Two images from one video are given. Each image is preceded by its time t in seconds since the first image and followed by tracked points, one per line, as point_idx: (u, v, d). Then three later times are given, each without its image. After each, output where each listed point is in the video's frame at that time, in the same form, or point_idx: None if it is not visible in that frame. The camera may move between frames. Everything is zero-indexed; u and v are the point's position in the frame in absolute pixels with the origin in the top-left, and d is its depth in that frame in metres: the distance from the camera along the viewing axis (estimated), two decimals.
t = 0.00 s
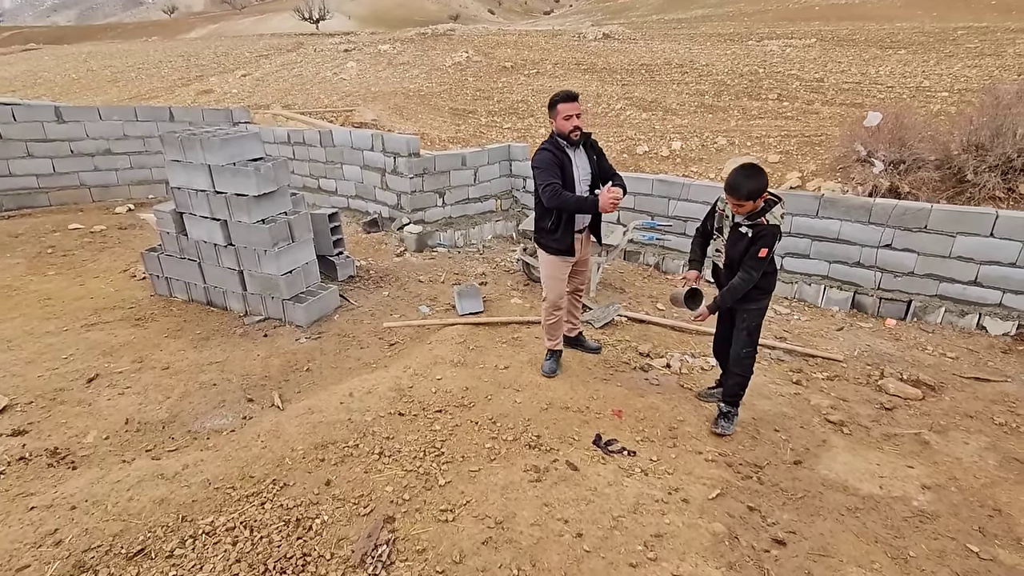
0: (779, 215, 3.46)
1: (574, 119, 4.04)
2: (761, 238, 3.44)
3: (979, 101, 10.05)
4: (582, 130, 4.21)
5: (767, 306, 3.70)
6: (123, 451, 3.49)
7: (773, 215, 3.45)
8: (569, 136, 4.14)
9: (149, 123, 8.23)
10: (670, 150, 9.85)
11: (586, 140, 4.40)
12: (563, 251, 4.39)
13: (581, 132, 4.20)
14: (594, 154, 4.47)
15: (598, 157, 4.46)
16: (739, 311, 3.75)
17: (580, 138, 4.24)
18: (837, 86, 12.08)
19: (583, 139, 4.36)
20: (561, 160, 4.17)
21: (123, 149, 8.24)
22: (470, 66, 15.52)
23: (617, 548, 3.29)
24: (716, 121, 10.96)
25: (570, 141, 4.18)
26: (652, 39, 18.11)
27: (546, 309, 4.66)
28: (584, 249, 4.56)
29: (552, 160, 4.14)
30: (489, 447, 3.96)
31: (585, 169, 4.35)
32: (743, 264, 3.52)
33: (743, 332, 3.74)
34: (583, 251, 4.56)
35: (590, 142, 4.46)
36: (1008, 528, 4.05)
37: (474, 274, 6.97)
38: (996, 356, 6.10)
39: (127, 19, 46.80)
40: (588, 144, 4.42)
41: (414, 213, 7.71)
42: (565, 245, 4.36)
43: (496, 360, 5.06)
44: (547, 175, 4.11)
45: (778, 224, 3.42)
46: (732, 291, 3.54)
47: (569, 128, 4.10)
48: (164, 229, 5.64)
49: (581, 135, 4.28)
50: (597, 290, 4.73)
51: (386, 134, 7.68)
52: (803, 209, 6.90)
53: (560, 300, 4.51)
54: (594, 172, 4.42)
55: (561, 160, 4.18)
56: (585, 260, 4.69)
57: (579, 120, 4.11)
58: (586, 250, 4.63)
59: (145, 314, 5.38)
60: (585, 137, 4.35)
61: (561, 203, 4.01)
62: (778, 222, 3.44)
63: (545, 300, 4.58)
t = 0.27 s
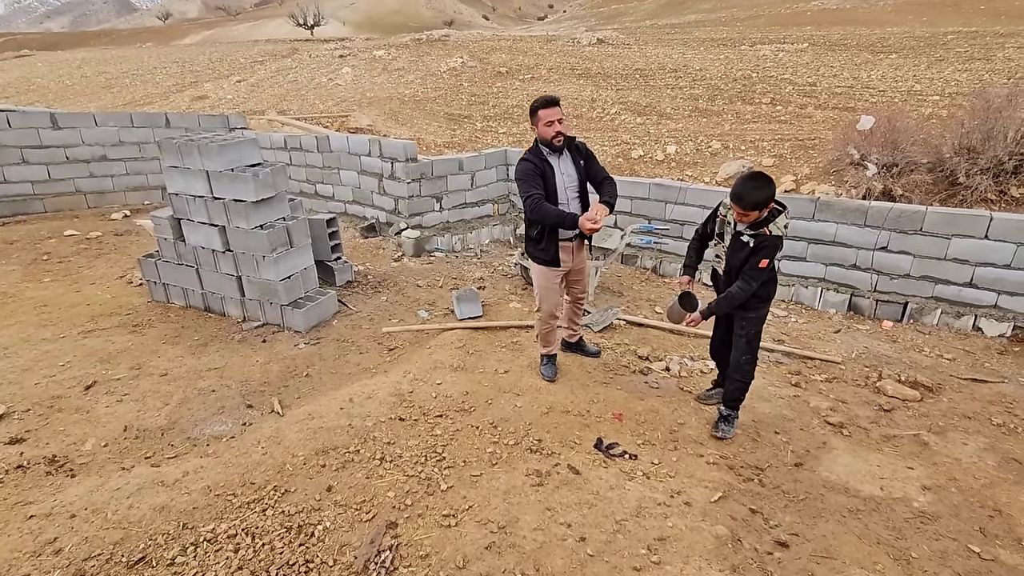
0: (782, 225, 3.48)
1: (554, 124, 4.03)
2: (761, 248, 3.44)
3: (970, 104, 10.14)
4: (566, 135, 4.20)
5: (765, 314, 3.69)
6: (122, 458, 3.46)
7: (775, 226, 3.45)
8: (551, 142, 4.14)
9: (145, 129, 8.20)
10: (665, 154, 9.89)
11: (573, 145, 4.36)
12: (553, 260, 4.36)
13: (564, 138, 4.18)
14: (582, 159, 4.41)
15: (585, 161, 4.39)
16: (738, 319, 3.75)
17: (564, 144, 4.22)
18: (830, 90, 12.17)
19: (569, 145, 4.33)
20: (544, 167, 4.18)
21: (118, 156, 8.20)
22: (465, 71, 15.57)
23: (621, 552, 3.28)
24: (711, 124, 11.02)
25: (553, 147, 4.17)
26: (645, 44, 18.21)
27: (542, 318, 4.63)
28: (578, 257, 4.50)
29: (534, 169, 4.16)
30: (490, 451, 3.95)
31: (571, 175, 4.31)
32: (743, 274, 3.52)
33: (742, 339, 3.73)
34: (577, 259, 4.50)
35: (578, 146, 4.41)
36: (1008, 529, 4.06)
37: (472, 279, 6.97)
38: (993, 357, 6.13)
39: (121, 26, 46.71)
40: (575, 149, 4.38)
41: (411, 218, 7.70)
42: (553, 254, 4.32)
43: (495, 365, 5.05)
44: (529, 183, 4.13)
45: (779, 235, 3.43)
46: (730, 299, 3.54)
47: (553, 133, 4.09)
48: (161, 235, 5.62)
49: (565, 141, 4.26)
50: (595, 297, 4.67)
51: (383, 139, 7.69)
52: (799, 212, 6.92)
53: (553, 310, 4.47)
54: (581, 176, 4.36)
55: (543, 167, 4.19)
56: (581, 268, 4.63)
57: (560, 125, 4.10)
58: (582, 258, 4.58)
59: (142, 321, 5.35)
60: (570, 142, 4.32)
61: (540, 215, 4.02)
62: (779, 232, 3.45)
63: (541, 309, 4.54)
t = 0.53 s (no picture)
0: (782, 226, 3.52)
1: (550, 125, 4.05)
2: (767, 250, 3.48)
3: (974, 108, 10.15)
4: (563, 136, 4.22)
5: (762, 320, 3.74)
6: (129, 458, 3.51)
7: (777, 228, 3.50)
8: (545, 143, 4.18)
9: (152, 134, 8.30)
10: (668, 158, 9.94)
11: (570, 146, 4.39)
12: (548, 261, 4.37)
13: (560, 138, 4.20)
14: (578, 160, 4.42)
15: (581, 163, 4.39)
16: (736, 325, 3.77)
17: (561, 145, 4.24)
18: (832, 94, 12.20)
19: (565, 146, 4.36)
20: (535, 167, 4.24)
21: (125, 161, 8.29)
22: (468, 77, 15.66)
23: (621, 552, 3.31)
24: (713, 129, 11.07)
25: (548, 147, 4.21)
26: (648, 49, 18.29)
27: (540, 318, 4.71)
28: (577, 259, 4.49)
29: (525, 168, 4.23)
30: (492, 452, 3.99)
31: (564, 176, 4.34)
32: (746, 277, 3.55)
33: (742, 344, 3.76)
34: (575, 261, 4.49)
35: (575, 147, 4.42)
36: (1008, 531, 4.07)
37: (475, 282, 7.02)
38: (995, 360, 6.14)
39: (127, 32, 47.06)
40: (572, 150, 4.39)
41: (414, 222, 7.77)
42: (547, 256, 4.34)
43: (497, 367, 5.09)
44: (519, 182, 4.21)
45: (782, 236, 3.48)
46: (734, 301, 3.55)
47: (552, 133, 4.11)
48: (168, 238, 5.69)
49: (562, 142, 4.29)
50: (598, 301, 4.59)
51: (387, 144, 7.76)
52: (801, 216, 6.94)
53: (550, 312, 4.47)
54: (576, 178, 4.37)
55: (535, 167, 4.25)
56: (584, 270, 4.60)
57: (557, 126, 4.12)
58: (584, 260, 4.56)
59: (148, 323, 5.42)
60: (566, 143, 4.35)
61: (524, 215, 4.11)
62: (781, 234, 3.50)
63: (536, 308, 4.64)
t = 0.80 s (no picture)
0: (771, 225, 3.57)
1: (551, 128, 4.11)
2: (762, 249, 3.53)
3: (985, 111, 10.12)
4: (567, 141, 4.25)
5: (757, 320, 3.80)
6: (141, 454, 3.61)
7: (767, 227, 3.56)
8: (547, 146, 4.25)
9: (165, 139, 8.48)
10: (675, 162, 9.99)
11: (576, 150, 4.42)
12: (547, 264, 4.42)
13: (562, 142, 4.24)
14: (583, 165, 4.43)
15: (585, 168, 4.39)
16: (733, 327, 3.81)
17: (563, 149, 4.29)
18: (842, 97, 12.20)
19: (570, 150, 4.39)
20: (535, 169, 4.33)
21: (139, 165, 8.47)
22: (477, 81, 15.79)
23: (619, 549, 3.36)
24: (721, 133, 11.10)
25: (550, 150, 4.27)
26: (657, 53, 18.33)
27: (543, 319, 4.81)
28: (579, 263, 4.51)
29: (525, 168, 4.33)
30: (494, 451, 4.06)
31: (565, 180, 4.37)
32: (744, 278, 3.60)
33: (741, 346, 3.80)
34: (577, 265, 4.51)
35: (582, 152, 4.43)
36: (1009, 533, 4.09)
37: (481, 284, 7.10)
38: (1000, 364, 6.13)
39: (141, 38, 47.76)
40: (577, 155, 4.41)
41: (421, 225, 7.87)
42: (541, 259, 4.36)
43: (501, 368, 5.17)
44: (517, 182, 4.32)
45: (773, 234, 3.53)
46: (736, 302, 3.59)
47: (555, 137, 4.16)
48: (180, 241, 5.82)
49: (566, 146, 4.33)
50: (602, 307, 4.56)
51: (394, 148, 7.87)
52: (806, 220, 6.97)
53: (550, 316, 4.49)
54: (578, 183, 4.39)
55: (536, 168, 4.34)
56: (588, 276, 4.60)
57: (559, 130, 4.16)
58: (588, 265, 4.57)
59: (161, 324, 5.55)
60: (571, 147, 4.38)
61: (513, 213, 4.21)
62: (772, 232, 3.56)
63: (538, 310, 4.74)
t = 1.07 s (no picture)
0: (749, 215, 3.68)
1: (562, 130, 4.14)
2: (748, 238, 3.63)
3: (1005, 113, 10.02)
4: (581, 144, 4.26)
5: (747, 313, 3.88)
6: (158, 445, 3.75)
7: (747, 216, 3.66)
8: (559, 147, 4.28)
9: (184, 141, 8.70)
10: (687, 164, 10.02)
11: (592, 154, 4.40)
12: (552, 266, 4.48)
13: (575, 145, 4.25)
14: (599, 170, 4.39)
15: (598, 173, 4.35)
16: (728, 323, 3.86)
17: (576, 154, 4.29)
18: (859, 99, 12.13)
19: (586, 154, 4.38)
20: (547, 169, 4.39)
21: (159, 166, 8.69)
22: (490, 84, 15.92)
23: (619, 543, 3.42)
24: (734, 135, 11.11)
25: (562, 152, 4.31)
26: (672, 55, 18.33)
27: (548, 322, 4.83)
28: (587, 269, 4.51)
29: (538, 167, 4.43)
30: (499, 447, 4.15)
31: (576, 183, 4.37)
32: (735, 270, 3.67)
33: (737, 340, 3.88)
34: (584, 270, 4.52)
35: (598, 156, 4.40)
36: (1012, 535, 4.09)
37: (490, 285, 7.20)
38: (1011, 368, 6.09)
39: (162, 43, 48.69)
40: (592, 159, 4.39)
41: (432, 226, 7.99)
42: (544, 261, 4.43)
43: (508, 366, 5.26)
44: (528, 181, 4.43)
45: (755, 221, 3.65)
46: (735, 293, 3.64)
47: (566, 141, 4.19)
48: (197, 240, 5.99)
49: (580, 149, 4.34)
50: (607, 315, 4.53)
51: (406, 150, 8.01)
52: (816, 222, 6.99)
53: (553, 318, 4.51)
54: (590, 188, 4.37)
55: (547, 169, 4.40)
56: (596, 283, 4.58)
57: (571, 133, 4.18)
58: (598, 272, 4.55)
59: (178, 321, 5.71)
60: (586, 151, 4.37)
61: (518, 213, 4.33)
62: (753, 220, 3.68)
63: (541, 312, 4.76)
